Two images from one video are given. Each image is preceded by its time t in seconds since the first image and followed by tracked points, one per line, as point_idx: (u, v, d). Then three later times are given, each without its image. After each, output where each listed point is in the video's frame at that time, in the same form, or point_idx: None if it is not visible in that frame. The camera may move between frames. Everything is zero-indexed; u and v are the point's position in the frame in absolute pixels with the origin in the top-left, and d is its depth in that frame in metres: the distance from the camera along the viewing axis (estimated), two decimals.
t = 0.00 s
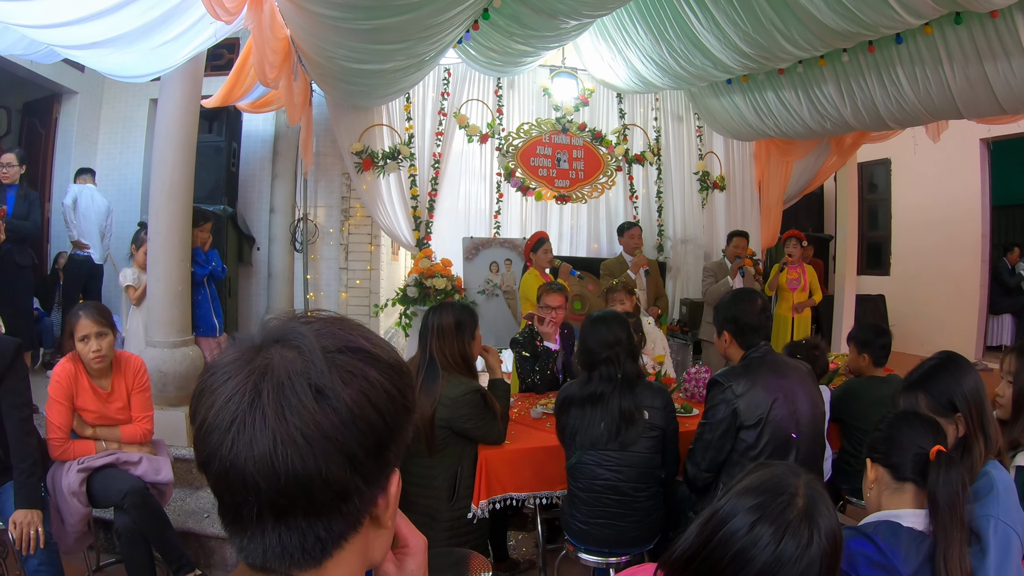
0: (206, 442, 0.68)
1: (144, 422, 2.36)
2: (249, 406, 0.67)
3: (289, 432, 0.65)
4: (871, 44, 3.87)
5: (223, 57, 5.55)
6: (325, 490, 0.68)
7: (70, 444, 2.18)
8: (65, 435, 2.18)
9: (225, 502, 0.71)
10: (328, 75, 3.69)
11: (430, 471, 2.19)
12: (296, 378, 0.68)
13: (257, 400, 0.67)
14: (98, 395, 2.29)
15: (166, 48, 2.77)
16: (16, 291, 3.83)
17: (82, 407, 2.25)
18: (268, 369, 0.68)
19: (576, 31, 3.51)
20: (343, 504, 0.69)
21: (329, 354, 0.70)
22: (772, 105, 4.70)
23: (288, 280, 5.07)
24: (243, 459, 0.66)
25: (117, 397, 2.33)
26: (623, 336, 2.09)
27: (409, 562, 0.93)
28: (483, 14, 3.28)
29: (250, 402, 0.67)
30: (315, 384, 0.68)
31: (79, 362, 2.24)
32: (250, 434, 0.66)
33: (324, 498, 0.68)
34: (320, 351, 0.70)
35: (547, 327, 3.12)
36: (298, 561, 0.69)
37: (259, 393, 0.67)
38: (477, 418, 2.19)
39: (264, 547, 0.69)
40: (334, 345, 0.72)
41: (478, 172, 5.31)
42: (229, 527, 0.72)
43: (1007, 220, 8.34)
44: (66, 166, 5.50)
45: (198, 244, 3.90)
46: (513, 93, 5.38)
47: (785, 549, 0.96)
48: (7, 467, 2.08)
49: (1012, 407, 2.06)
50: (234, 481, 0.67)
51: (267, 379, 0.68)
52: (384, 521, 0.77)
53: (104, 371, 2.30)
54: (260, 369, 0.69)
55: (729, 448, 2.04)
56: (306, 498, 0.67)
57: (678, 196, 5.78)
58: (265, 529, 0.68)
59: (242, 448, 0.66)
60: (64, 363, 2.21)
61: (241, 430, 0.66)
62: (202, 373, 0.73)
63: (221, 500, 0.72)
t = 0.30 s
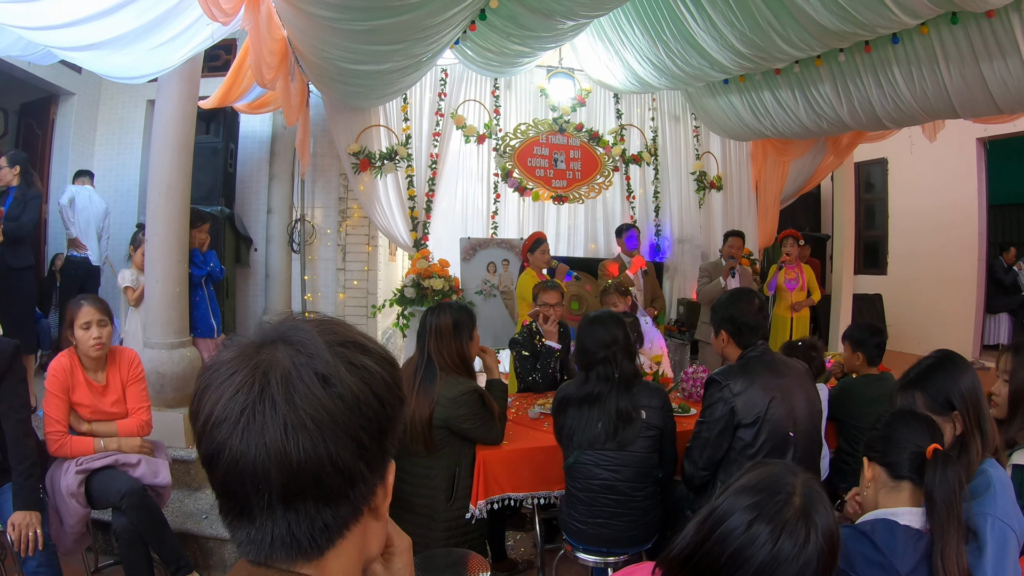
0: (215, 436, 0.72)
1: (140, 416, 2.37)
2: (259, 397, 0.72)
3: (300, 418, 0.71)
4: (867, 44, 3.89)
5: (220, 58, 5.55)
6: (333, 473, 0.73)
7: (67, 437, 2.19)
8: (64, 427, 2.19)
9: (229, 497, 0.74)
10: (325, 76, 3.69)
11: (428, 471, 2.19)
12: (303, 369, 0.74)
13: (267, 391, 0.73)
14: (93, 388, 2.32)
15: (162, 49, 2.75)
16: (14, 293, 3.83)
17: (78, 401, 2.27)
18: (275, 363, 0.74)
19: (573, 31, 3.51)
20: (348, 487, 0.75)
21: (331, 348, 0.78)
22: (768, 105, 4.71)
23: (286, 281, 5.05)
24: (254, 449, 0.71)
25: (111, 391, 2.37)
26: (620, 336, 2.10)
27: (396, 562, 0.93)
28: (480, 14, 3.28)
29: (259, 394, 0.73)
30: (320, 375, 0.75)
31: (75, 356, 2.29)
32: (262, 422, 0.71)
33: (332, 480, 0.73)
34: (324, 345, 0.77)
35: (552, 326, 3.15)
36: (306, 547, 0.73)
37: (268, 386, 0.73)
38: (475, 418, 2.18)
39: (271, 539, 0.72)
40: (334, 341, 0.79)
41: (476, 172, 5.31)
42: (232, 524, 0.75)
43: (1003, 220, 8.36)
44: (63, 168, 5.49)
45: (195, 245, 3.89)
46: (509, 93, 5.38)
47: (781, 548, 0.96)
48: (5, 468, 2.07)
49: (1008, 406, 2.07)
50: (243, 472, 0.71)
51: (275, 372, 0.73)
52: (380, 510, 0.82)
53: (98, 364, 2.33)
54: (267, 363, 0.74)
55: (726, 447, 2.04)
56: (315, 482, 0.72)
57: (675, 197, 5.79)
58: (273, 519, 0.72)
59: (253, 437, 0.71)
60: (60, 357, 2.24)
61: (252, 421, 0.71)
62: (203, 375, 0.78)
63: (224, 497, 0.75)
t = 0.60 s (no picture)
0: (227, 432, 0.74)
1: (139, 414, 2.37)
2: (272, 392, 0.75)
3: (313, 411, 0.75)
4: (865, 44, 3.89)
5: (218, 59, 5.55)
6: (343, 464, 0.77)
7: (64, 431, 2.14)
8: (65, 422, 2.18)
9: (239, 493, 0.76)
10: (322, 77, 3.69)
11: (427, 472, 2.19)
12: (313, 365, 0.78)
13: (280, 387, 0.75)
14: (90, 386, 2.31)
15: (160, 50, 2.77)
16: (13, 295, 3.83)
17: (75, 399, 2.26)
18: (287, 360, 0.77)
19: (571, 32, 3.51)
20: (356, 479, 0.79)
21: (338, 347, 0.82)
22: (766, 105, 4.71)
23: (284, 282, 5.04)
24: (269, 443, 0.73)
25: (108, 390, 2.35)
26: (617, 336, 2.10)
27: (388, 563, 0.95)
28: (478, 15, 3.29)
29: (272, 390, 0.75)
30: (330, 371, 0.78)
31: (73, 354, 2.30)
32: (276, 416, 0.74)
33: (343, 472, 0.77)
34: (332, 344, 0.81)
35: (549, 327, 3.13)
36: (317, 538, 0.76)
37: (280, 382, 0.76)
38: (474, 419, 2.19)
39: (284, 531, 0.75)
40: (339, 340, 0.83)
41: (474, 173, 5.32)
42: (240, 521, 0.77)
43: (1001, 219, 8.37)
44: (62, 169, 5.49)
45: (194, 246, 3.90)
46: (507, 94, 5.38)
47: (779, 546, 0.96)
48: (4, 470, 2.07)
49: (1005, 405, 2.07)
50: (257, 466, 0.74)
51: (287, 369, 0.76)
52: (380, 505, 0.86)
53: (96, 361, 2.34)
54: (278, 361, 0.77)
55: (724, 446, 2.05)
56: (326, 473, 0.76)
57: (673, 197, 5.80)
58: (286, 512, 0.74)
59: (268, 430, 0.73)
60: (58, 354, 2.25)
61: (266, 416, 0.74)
62: (209, 376, 0.79)
63: (232, 494, 0.76)
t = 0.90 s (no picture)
0: (241, 429, 0.78)
1: (136, 415, 2.34)
2: (285, 388, 0.80)
3: (325, 404, 0.81)
4: (862, 44, 3.90)
5: (216, 60, 5.55)
6: (351, 456, 0.83)
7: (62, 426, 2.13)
8: (64, 417, 2.17)
9: (249, 489, 0.79)
10: (320, 79, 3.69)
11: (426, 473, 2.18)
12: (322, 364, 0.84)
13: (291, 384, 0.81)
14: (89, 384, 2.32)
15: (158, 51, 2.77)
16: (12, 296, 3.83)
17: (73, 397, 2.27)
18: (295, 359, 0.83)
19: (568, 33, 3.52)
20: (361, 470, 0.85)
21: (340, 349, 0.89)
22: (764, 105, 4.72)
23: (282, 284, 5.04)
24: (284, 437, 0.78)
25: (106, 388, 2.36)
26: (616, 336, 2.11)
27: None
28: (475, 17, 3.29)
29: (284, 386, 0.81)
30: (336, 368, 0.85)
31: (71, 352, 2.31)
32: (291, 409, 0.79)
33: (350, 463, 0.83)
34: (334, 346, 0.88)
35: (547, 329, 3.12)
36: (327, 528, 0.81)
37: (291, 379, 0.81)
38: (472, 420, 2.19)
39: (295, 522, 0.79)
40: (338, 343, 0.90)
41: (472, 174, 5.31)
42: (249, 518, 0.80)
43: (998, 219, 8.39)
44: (60, 171, 5.49)
45: (192, 248, 3.89)
46: (505, 95, 5.39)
47: (776, 546, 0.96)
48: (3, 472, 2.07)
49: (1002, 404, 2.08)
50: (271, 460, 0.78)
51: (297, 368, 0.82)
52: (375, 501, 0.92)
53: (95, 359, 2.35)
54: (286, 360, 0.83)
55: (722, 447, 2.05)
56: (336, 464, 0.81)
57: (671, 197, 5.80)
58: (298, 504, 0.79)
59: (283, 423, 0.78)
60: (58, 351, 2.26)
61: (281, 412, 0.79)
62: (214, 379, 0.83)
63: (241, 491, 0.80)
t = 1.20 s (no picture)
0: (247, 424, 0.82)
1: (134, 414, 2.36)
2: (290, 384, 0.85)
3: (328, 399, 0.86)
4: (860, 44, 3.90)
5: (214, 62, 5.56)
6: (351, 450, 0.88)
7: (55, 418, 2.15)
8: (58, 409, 2.18)
9: (252, 483, 0.82)
10: (318, 80, 3.69)
11: (425, 475, 2.18)
12: (323, 364, 0.89)
13: (295, 381, 0.85)
14: (93, 380, 2.35)
15: (156, 52, 2.77)
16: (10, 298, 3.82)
17: (76, 392, 2.29)
18: (297, 360, 0.88)
19: (567, 34, 3.52)
20: (359, 465, 0.90)
21: (337, 351, 0.94)
22: (761, 106, 4.73)
23: (281, 285, 5.05)
24: (290, 431, 0.82)
25: (109, 386, 2.38)
26: (614, 337, 2.11)
27: None
28: (474, 18, 3.30)
29: (287, 383, 0.85)
30: (336, 368, 0.91)
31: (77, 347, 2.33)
32: (296, 404, 0.84)
33: (350, 456, 0.87)
34: (332, 348, 0.94)
35: (545, 330, 3.13)
36: (330, 519, 0.84)
37: (295, 377, 0.86)
38: (471, 421, 2.19)
39: (298, 514, 0.82)
40: (335, 347, 0.96)
41: (470, 175, 5.32)
42: (251, 513, 0.82)
43: (996, 219, 8.41)
44: (58, 172, 5.48)
45: (190, 249, 3.89)
46: (503, 96, 5.39)
47: (777, 545, 0.96)
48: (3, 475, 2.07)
49: (1000, 404, 2.08)
50: (276, 453, 0.82)
51: (300, 367, 0.87)
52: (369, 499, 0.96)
53: (102, 356, 2.38)
54: (287, 360, 0.87)
55: (721, 447, 2.05)
56: (338, 457, 0.86)
57: (669, 198, 5.81)
58: (302, 496, 0.82)
59: (289, 417, 0.83)
60: (65, 345, 2.30)
61: (286, 407, 0.83)
62: (216, 380, 0.87)
63: (244, 486, 0.83)
